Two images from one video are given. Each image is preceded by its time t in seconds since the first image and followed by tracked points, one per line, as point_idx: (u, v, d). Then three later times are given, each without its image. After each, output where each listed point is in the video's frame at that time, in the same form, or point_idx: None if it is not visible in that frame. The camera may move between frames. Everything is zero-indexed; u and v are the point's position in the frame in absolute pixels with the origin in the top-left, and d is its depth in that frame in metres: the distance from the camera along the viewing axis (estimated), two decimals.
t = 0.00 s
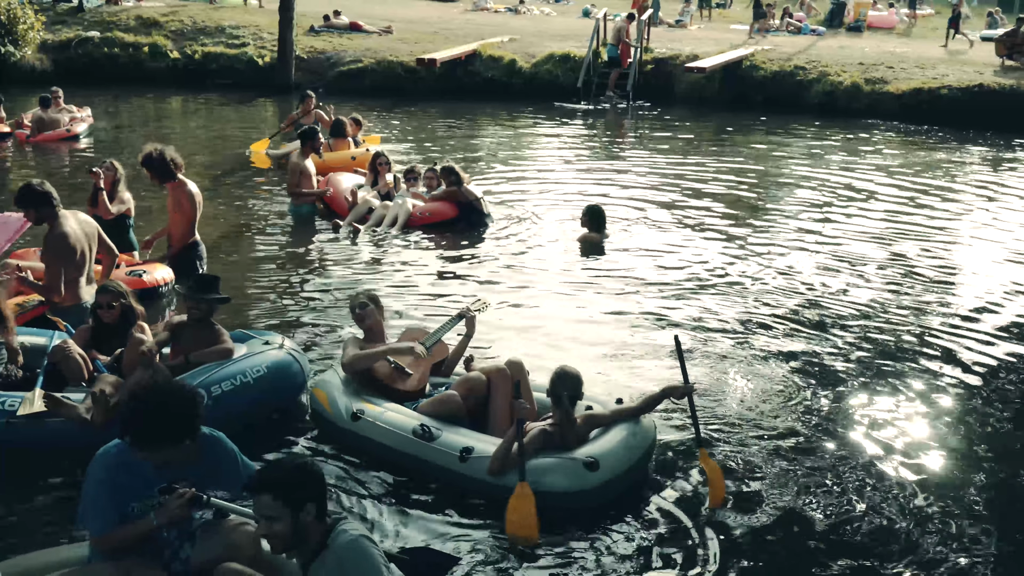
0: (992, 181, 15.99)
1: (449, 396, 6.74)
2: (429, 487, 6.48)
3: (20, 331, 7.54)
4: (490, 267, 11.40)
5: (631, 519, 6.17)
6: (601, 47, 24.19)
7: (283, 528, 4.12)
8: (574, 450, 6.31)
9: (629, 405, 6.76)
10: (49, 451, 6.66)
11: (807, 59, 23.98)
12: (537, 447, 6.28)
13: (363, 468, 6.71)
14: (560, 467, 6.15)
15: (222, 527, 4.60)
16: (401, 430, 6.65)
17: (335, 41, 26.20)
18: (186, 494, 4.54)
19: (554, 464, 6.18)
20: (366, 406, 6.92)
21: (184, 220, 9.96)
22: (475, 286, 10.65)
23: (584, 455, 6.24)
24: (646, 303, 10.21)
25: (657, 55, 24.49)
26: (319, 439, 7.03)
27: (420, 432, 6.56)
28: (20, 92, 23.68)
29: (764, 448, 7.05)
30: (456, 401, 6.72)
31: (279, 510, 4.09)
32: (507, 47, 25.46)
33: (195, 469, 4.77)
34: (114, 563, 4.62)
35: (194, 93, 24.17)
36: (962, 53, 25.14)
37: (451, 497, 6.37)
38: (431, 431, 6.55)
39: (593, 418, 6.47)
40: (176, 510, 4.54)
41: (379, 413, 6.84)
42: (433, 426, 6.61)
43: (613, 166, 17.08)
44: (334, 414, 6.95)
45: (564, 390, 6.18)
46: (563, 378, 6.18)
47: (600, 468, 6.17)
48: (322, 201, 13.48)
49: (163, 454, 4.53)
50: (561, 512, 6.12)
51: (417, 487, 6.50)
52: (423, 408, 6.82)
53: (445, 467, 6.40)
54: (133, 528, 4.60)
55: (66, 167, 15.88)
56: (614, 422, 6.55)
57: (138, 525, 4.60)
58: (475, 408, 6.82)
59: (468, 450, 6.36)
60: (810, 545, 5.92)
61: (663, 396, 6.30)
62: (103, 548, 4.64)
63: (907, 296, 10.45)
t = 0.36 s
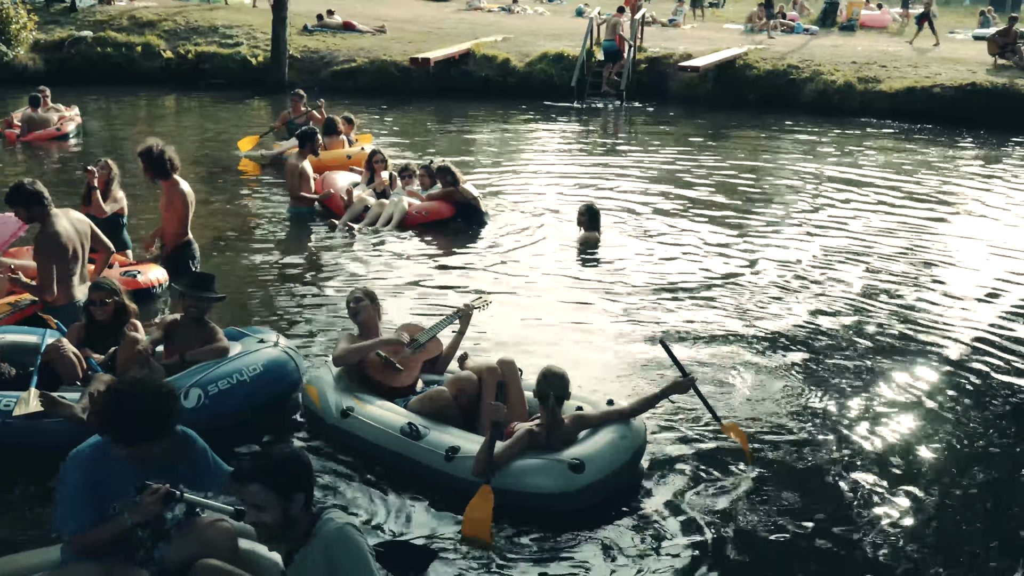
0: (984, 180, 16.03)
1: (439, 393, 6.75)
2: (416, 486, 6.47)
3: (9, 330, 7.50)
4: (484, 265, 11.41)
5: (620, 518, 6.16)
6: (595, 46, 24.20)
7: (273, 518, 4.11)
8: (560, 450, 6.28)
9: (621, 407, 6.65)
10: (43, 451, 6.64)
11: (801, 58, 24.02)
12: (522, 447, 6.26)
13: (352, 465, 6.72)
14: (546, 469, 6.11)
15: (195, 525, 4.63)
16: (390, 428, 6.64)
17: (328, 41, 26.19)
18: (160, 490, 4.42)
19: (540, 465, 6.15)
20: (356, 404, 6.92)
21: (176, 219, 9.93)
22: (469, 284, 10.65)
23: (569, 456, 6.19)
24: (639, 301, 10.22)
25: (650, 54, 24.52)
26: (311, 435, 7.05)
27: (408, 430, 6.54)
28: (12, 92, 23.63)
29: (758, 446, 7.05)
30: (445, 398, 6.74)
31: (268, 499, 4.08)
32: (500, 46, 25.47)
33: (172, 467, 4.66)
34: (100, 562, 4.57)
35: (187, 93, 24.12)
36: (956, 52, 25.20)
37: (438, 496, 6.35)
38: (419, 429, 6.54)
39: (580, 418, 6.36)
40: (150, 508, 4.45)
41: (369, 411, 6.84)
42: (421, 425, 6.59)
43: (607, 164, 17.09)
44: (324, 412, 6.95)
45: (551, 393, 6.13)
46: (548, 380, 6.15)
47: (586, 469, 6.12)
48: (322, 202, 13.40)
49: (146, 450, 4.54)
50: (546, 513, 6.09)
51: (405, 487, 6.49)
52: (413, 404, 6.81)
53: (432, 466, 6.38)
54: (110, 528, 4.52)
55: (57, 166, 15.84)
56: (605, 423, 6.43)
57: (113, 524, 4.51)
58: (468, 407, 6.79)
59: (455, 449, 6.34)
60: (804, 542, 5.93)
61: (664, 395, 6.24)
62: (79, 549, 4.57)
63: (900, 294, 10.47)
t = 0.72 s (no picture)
0: (978, 178, 16.06)
1: (429, 398, 6.78)
2: (403, 484, 6.45)
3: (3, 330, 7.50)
4: (479, 263, 11.42)
5: (611, 515, 6.17)
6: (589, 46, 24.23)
7: (256, 511, 4.11)
8: (547, 451, 6.24)
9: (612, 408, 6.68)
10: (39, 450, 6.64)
11: (794, 57, 24.07)
12: (507, 447, 6.22)
13: (341, 462, 6.70)
14: (532, 468, 6.08)
15: (171, 523, 4.57)
16: (378, 428, 6.61)
17: (323, 41, 26.18)
18: (130, 485, 4.35)
19: (527, 465, 6.11)
20: (346, 402, 6.90)
21: (172, 217, 9.90)
22: (464, 283, 10.66)
23: (556, 456, 6.18)
24: (632, 300, 10.23)
25: (645, 54, 24.55)
26: (304, 432, 7.04)
27: (396, 429, 6.51)
28: (7, 91, 23.60)
29: (752, 443, 7.07)
30: (434, 402, 6.76)
31: (249, 492, 4.08)
32: (495, 46, 25.49)
33: (140, 464, 4.65)
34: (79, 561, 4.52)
35: (181, 93, 24.08)
36: (950, 51, 25.26)
37: (425, 493, 6.33)
38: (407, 428, 6.51)
39: (573, 417, 6.41)
40: (121, 504, 4.35)
41: (359, 409, 6.81)
42: (410, 424, 6.56)
43: (602, 163, 17.11)
44: (315, 410, 6.94)
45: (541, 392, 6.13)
46: (537, 377, 6.12)
47: (571, 470, 6.10)
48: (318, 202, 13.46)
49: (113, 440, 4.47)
50: (531, 513, 6.09)
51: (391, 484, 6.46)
52: (404, 405, 6.79)
53: (420, 466, 6.35)
54: (82, 527, 4.45)
55: (52, 166, 15.83)
56: (594, 423, 6.49)
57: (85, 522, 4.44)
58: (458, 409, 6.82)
59: (442, 449, 6.32)
60: (796, 538, 5.95)
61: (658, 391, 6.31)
62: (52, 553, 4.49)
63: (895, 292, 10.50)
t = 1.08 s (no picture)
0: (976, 177, 16.07)
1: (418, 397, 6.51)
2: (394, 483, 6.44)
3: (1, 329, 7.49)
4: (478, 263, 11.43)
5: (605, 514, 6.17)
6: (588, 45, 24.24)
7: (240, 511, 4.11)
8: (538, 451, 6.20)
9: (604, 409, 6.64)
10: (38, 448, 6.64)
11: (794, 55, 24.09)
12: (499, 446, 6.17)
13: (334, 461, 6.70)
14: (522, 469, 6.04)
15: (156, 517, 4.59)
16: (371, 427, 6.61)
17: (322, 40, 26.19)
18: (106, 481, 4.37)
19: (517, 465, 6.08)
20: (341, 401, 6.90)
21: (171, 217, 9.91)
22: (463, 282, 10.67)
23: (546, 456, 6.14)
24: (629, 299, 10.24)
25: (644, 53, 24.56)
26: (300, 431, 7.05)
27: (389, 428, 6.52)
28: (6, 91, 23.60)
29: (752, 441, 7.08)
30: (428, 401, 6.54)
31: (234, 491, 4.07)
32: (495, 46, 25.51)
33: (115, 459, 4.69)
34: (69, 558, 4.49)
35: (181, 93, 24.08)
36: (949, 50, 25.27)
37: (416, 493, 6.33)
38: (400, 428, 6.51)
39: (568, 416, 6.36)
40: (99, 501, 4.39)
41: (353, 407, 6.81)
42: (403, 424, 6.56)
43: (602, 162, 17.11)
44: (310, 408, 6.95)
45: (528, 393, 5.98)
46: (528, 382, 5.94)
47: (561, 470, 6.07)
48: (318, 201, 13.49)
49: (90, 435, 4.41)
50: (520, 513, 6.05)
51: (383, 483, 6.46)
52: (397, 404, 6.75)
53: (411, 465, 6.35)
54: (59, 525, 4.46)
55: (51, 164, 15.83)
56: (589, 424, 6.44)
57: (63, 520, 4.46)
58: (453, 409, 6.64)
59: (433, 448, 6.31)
60: (793, 537, 5.95)
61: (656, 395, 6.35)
62: (28, 552, 4.48)
63: (893, 291, 10.51)
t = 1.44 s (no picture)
0: (1001, 175, 15.92)
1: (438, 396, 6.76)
2: (405, 482, 6.45)
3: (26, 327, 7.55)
4: (499, 261, 11.42)
5: (619, 514, 6.13)
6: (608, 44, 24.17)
7: (240, 505, 4.16)
8: (548, 452, 6.10)
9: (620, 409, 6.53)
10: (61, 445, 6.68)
11: (817, 53, 23.94)
12: (508, 446, 6.09)
13: (348, 459, 6.73)
14: (530, 469, 5.97)
15: (163, 512, 4.64)
16: (384, 424, 6.61)
17: (344, 40, 26.27)
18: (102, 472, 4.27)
19: (524, 466, 6.00)
20: (355, 398, 6.92)
21: (195, 215, 9.97)
22: (483, 281, 10.66)
23: (555, 457, 6.04)
24: (649, 298, 10.19)
25: (666, 51, 24.47)
26: (316, 428, 7.08)
27: (400, 427, 6.52)
28: (31, 92, 23.80)
29: (772, 442, 7.03)
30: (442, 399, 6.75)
31: (234, 484, 4.14)
32: (516, 44, 25.51)
33: (121, 455, 4.60)
34: (76, 551, 4.45)
35: (204, 93, 24.19)
36: (973, 47, 25.05)
37: (427, 492, 6.32)
38: (412, 426, 6.51)
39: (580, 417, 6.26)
40: (96, 492, 4.28)
41: (366, 405, 6.83)
42: (415, 422, 6.56)
43: (623, 161, 17.07)
44: (326, 404, 6.99)
45: (536, 392, 5.92)
46: (541, 380, 5.87)
47: (570, 473, 5.96)
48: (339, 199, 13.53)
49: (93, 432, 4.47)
50: (527, 513, 5.98)
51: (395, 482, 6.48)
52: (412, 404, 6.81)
53: (422, 464, 6.34)
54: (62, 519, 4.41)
55: (75, 163, 15.95)
56: (602, 424, 6.31)
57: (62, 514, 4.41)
58: (464, 405, 6.72)
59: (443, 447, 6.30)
60: (803, 539, 5.90)
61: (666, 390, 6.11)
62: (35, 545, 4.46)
63: (917, 290, 10.41)
